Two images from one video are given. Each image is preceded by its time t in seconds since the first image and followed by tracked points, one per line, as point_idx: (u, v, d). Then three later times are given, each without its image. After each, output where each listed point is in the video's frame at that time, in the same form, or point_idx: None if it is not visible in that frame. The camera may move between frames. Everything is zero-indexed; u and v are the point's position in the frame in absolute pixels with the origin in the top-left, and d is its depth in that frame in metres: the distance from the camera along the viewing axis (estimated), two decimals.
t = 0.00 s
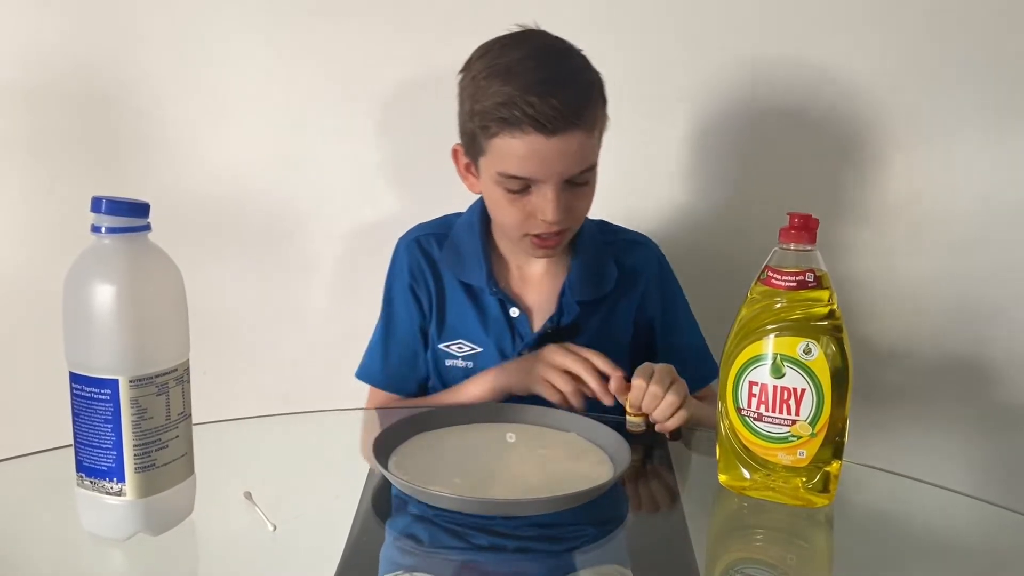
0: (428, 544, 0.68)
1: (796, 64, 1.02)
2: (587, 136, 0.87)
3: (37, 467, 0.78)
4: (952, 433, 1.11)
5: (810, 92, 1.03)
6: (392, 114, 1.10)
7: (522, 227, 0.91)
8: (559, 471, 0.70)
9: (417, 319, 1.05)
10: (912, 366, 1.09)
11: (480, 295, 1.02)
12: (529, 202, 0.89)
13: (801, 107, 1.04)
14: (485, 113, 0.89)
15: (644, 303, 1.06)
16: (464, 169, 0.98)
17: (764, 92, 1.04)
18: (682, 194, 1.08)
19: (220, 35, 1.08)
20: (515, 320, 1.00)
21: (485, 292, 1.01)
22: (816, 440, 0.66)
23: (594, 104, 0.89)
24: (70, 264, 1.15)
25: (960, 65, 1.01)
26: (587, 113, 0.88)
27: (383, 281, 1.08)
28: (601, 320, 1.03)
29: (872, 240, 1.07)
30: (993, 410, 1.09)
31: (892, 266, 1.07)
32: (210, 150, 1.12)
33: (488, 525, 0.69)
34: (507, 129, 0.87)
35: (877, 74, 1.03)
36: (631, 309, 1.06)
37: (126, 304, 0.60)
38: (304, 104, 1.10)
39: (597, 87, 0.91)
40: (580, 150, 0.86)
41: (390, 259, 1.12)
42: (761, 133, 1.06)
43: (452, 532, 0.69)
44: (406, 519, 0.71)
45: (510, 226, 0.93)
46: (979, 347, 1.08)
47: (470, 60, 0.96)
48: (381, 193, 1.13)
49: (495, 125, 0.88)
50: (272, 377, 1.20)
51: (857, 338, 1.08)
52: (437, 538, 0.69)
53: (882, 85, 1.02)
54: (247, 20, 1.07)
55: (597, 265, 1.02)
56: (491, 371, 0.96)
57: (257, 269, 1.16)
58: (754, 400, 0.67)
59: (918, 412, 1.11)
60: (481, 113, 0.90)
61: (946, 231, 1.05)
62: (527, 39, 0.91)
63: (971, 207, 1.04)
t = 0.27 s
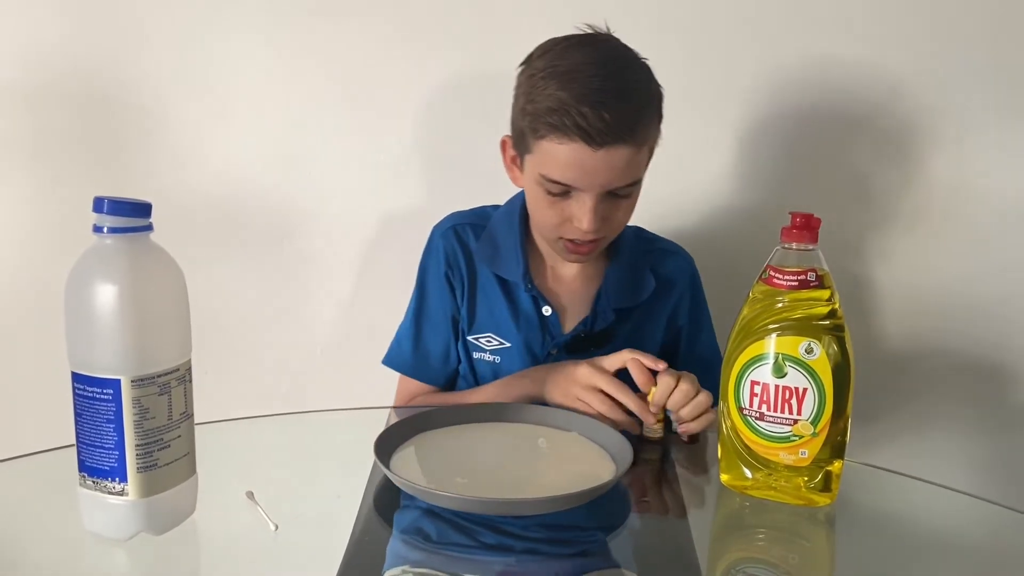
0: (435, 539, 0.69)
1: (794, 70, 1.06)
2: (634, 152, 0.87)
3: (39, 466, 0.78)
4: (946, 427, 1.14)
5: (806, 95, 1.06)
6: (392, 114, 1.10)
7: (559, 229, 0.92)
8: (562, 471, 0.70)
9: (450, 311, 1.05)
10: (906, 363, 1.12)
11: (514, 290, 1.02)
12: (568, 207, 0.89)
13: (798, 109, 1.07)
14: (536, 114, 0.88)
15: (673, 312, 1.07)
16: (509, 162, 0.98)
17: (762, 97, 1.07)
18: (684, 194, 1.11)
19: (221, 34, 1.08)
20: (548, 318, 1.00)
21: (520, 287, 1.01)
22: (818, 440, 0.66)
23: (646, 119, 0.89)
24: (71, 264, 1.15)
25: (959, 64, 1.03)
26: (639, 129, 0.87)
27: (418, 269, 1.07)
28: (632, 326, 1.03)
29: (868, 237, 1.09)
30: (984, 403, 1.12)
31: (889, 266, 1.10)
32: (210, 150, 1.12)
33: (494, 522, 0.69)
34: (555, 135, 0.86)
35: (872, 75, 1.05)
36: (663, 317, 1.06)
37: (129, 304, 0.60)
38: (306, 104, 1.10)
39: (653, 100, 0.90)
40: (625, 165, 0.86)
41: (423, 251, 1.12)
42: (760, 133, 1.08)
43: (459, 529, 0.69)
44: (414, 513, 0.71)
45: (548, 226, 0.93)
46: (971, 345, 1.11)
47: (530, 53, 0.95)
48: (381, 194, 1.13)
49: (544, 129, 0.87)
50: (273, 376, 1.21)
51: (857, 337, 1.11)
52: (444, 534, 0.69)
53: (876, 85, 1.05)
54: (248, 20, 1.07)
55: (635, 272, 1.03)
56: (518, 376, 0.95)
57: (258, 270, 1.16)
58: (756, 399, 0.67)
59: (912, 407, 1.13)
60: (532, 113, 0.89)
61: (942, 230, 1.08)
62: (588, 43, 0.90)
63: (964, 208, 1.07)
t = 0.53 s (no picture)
0: (437, 538, 0.69)
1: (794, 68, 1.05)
2: (650, 157, 0.87)
3: (42, 465, 0.78)
4: (948, 426, 1.13)
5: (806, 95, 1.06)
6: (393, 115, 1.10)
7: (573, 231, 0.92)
8: (564, 470, 0.70)
9: (456, 306, 1.05)
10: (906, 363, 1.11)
11: (522, 287, 1.02)
12: (582, 210, 0.89)
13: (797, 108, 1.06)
14: (554, 117, 0.88)
15: (682, 315, 1.06)
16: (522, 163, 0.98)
17: (762, 95, 1.06)
18: (683, 193, 1.11)
19: (222, 34, 1.08)
20: (555, 316, 1.00)
21: (528, 285, 1.01)
22: (819, 439, 0.66)
23: (663, 124, 0.88)
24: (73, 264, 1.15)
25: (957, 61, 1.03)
26: (655, 134, 0.87)
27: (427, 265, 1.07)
28: (640, 326, 1.03)
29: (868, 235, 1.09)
30: (986, 400, 1.12)
31: (891, 265, 1.09)
32: (212, 150, 1.12)
33: (495, 522, 0.70)
34: (573, 139, 0.86)
35: (873, 73, 1.04)
36: (671, 320, 1.05)
37: (131, 302, 0.60)
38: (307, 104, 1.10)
39: (670, 104, 0.90)
40: (641, 170, 0.86)
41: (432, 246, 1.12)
42: (761, 131, 1.07)
43: (462, 528, 0.69)
44: (416, 512, 0.71)
45: (562, 228, 0.93)
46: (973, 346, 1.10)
47: (547, 55, 0.95)
48: (382, 194, 1.13)
49: (562, 132, 0.87)
50: (275, 376, 1.21)
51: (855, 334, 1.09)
52: (446, 533, 0.69)
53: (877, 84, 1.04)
54: (249, 19, 1.07)
55: (644, 274, 1.03)
56: (521, 374, 0.95)
57: (259, 269, 1.16)
58: (758, 398, 0.67)
59: (914, 407, 1.13)
60: (549, 115, 0.89)
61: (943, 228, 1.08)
62: (607, 46, 0.89)
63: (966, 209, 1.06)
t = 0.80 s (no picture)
0: (438, 541, 0.69)
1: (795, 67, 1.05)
2: (660, 157, 0.87)
3: (45, 465, 0.78)
4: (950, 425, 1.13)
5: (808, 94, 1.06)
6: (394, 115, 1.10)
7: (582, 231, 0.92)
8: (564, 470, 0.70)
9: (458, 303, 1.05)
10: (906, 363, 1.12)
11: (525, 285, 1.02)
12: (592, 210, 0.90)
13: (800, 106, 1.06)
14: (564, 117, 0.88)
15: (683, 318, 1.07)
16: (529, 163, 0.98)
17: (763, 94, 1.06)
18: (684, 193, 1.11)
19: (224, 34, 1.08)
20: (559, 315, 1.01)
21: (531, 282, 1.01)
22: (821, 438, 0.67)
23: (672, 124, 0.89)
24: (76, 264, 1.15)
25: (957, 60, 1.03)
26: (665, 133, 0.87)
27: (429, 261, 1.07)
28: (642, 328, 1.04)
29: (870, 235, 1.09)
30: (989, 400, 1.12)
31: (892, 264, 1.09)
32: (213, 150, 1.12)
33: (496, 522, 0.70)
34: (584, 140, 0.86)
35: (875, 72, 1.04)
36: (672, 321, 1.06)
37: (134, 302, 0.60)
38: (309, 103, 1.10)
39: (679, 105, 0.90)
40: (652, 169, 0.86)
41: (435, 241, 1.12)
42: (762, 130, 1.07)
43: (462, 530, 0.69)
44: (417, 515, 0.71)
45: (570, 228, 0.94)
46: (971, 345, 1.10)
47: (554, 56, 0.94)
48: (384, 193, 1.13)
49: (573, 132, 0.87)
50: (277, 376, 1.21)
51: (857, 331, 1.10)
52: (447, 535, 0.69)
53: (879, 84, 1.04)
54: (251, 20, 1.07)
55: (647, 276, 1.03)
56: (521, 373, 0.95)
57: (260, 270, 1.17)
58: (760, 397, 0.67)
59: (916, 406, 1.13)
60: (560, 115, 0.89)
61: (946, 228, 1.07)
62: (616, 46, 0.90)
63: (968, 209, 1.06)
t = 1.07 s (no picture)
0: (441, 538, 0.69)
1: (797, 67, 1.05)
2: (657, 128, 0.87)
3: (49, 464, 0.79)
4: (954, 425, 1.13)
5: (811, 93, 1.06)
6: (397, 114, 1.10)
7: (580, 212, 0.91)
8: (567, 470, 0.70)
9: (464, 297, 1.05)
10: (911, 362, 1.12)
11: (530, 281, 1.02)
12: (590, 188, 0.89)
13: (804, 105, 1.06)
14: (561, 94, 0.89)
15: (688, 320, 1.07)
16: (531, 158, 0.99)
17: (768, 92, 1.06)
18: (689, 193, 1.11)
19: (228, 34, 1.08)
20: (562, 312, 1.00)
21: (536, 278, 1.01)
22: (825, 438, 0.66)
23: (670, 100, 0.89)
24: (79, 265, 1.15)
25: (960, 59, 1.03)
26: (662, 106, 0.87)
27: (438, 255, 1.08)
28: (647, 328, 1.03)
29: (873, 234, 1.09)
30: (993, 399, 1.12)
31: (896, 263, 1.09)
32: (216, 150, 1.13)
33: (498, 520, 0.70)
34: (580, 111, 0.87)
35: (878, 71, 1.04)
36: (676, 322, 1.05)
37: (137, 302, 0.60)
38: (312, 103, 1.10)
39: (676, 82, 0.91)
40: (649, 139, 0.86)
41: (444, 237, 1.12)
42: (766, 130, 1.07)
43: (465, 528, 0.69)
44: (419, 514, 0.71)
45: (569, 212, 0.93)
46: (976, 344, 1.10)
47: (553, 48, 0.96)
48: (387, 193, 1.13)
49: (569, 106, 0.88)
50: (280, 375, 1.21)
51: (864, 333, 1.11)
52: (450, 533, 0.69)
53: (883, 82, 1.04)
54: (253, 19, 1.08)
55: (653, 275, 1.03)
56: (527, 373, 0.95)
57: (265, 270, 1.17)
58: (763, 397, 0.67)
59: (919, 405, 1.13)
60: (557, 93, 0.90)
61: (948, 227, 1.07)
62: (613, 31, 0.91)
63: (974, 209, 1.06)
